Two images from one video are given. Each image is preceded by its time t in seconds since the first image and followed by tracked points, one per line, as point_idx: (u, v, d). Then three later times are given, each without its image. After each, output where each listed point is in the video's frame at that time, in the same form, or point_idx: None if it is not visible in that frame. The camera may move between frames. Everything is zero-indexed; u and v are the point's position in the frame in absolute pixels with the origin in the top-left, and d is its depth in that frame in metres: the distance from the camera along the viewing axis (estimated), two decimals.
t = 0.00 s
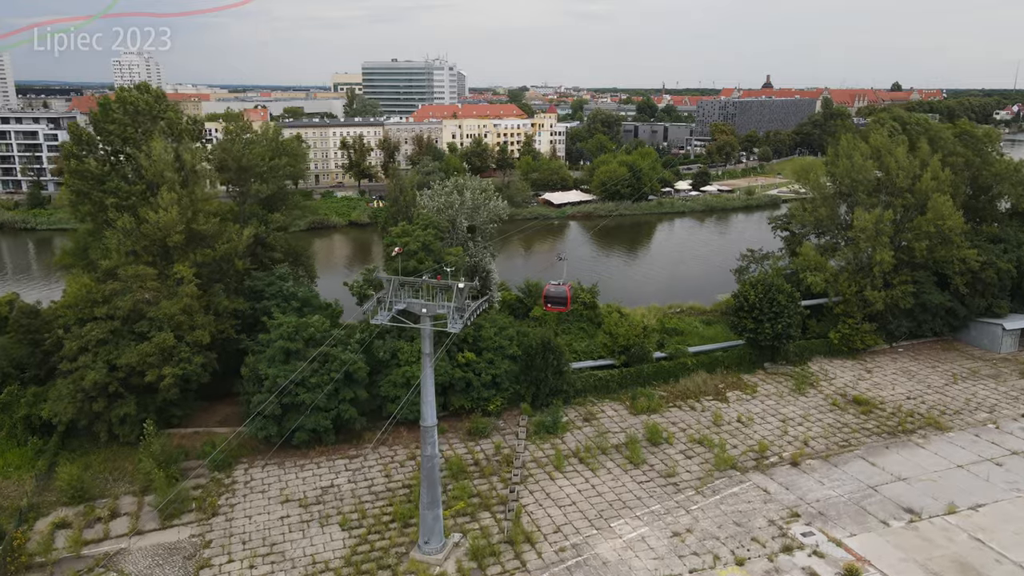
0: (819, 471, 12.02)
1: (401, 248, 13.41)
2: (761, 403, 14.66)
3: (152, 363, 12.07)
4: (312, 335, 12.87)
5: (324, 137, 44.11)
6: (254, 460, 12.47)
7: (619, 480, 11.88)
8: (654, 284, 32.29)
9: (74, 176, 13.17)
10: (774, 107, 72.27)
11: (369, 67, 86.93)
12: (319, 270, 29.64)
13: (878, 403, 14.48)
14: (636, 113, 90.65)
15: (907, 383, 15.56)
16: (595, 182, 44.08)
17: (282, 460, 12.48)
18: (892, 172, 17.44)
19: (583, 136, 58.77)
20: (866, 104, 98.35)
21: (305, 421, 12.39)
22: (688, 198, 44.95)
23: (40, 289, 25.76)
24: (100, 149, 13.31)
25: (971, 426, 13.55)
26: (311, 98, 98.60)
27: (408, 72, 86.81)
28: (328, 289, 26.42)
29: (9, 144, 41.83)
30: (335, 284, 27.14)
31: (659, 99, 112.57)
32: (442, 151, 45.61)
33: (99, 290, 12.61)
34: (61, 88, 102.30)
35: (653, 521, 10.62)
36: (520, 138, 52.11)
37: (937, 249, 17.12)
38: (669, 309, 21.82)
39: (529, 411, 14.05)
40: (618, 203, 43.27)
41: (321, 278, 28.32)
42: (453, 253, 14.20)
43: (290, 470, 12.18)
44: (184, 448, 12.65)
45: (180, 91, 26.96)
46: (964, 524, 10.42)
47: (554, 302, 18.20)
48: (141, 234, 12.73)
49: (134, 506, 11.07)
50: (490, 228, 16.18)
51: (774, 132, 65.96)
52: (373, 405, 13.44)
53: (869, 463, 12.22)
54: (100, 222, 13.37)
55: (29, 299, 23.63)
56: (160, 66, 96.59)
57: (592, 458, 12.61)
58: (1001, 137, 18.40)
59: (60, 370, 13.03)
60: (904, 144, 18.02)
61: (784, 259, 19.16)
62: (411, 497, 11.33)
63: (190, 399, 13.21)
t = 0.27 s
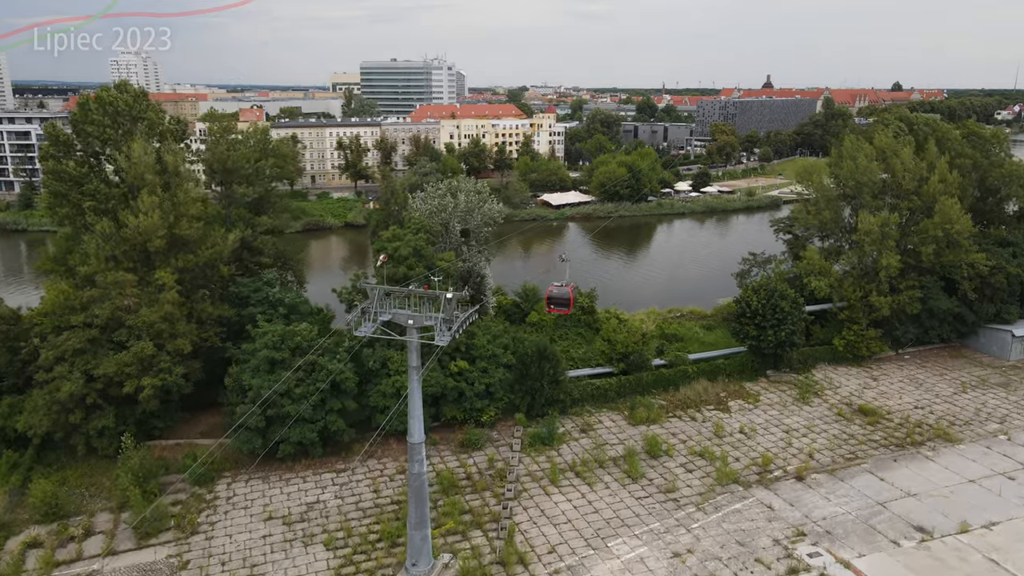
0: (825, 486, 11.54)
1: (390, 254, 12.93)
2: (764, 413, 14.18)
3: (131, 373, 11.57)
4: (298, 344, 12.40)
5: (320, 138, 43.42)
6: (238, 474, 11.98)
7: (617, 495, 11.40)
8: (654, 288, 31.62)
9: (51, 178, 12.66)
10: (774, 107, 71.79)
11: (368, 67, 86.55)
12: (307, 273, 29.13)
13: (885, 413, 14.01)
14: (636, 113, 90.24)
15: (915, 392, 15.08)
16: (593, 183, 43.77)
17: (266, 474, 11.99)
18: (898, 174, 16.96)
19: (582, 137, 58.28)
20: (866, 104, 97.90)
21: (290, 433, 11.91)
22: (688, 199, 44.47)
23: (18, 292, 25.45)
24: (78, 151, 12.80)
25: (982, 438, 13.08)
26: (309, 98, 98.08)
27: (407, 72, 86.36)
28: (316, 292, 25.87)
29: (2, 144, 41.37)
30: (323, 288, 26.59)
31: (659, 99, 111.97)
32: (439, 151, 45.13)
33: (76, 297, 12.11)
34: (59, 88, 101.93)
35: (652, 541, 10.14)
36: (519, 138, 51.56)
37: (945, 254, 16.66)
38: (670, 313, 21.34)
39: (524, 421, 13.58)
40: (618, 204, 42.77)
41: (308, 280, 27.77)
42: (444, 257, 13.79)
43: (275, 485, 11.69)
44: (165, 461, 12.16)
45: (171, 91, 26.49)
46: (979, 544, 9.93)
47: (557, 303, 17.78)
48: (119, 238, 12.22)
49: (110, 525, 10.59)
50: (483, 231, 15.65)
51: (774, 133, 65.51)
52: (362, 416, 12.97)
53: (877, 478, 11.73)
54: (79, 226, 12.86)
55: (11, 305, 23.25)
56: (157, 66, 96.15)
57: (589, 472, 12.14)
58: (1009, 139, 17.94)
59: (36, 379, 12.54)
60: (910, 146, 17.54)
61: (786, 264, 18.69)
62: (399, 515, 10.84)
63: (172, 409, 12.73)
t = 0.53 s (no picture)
0: (833, 504, 11.02)
1: (378, 260, 12.42)
2: (768, 425, 13.66)
3: (106, 386, 11.04)
4: (282, 354, 11.88)
5: (315, 138, 42.90)
6: (219, 491, 11.46)
7: (615, 514, 10.88)
8: (654, 292, 30.88)
9: (25, 182, 12.14)
10: (775, 107, 71.30)
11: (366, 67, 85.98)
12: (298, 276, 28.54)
13: (893, 425, 13.49)
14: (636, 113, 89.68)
15: (924, 402, 14.55)
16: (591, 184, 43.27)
17: (248, 491, 11.46)
18: (906, 176, 16.43)
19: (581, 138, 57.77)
20: (867, 104, 97.42)
21: (273, 448, 11.38)
22: (688, 200, 43.95)
23: None
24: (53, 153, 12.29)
25: (995, 452, 12.56)
26: (307, 98, 97.51)
27: (406, 72, 85.81)
28: (306, 298, 25.29)
29: None
30: (312, 292, 26.01)
31: (659, 99, 111.33)
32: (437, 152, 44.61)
33: (50, 306, 11.57)
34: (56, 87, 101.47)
35: (651, 565, 9.62)
36: (517, 139, 50.91)
37: (954, 258, 16.14)
38: (670, 319, 20.81)
39: (518, 434, 13.07)
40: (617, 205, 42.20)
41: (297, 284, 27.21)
42: (436, 264, 13.26)
43: (256, 503, 11.16)
44: (143, 476, 11.63)
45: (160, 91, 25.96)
46: (996, 569, 9.42)
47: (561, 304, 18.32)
48: (96, 244, 11.70)
49: (82, 546, 10.06)
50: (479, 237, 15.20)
51: (775, 133, 64.99)
52: (349, 429, 12.45)
53: (887, 495, 11.22)
54: (54, 231, 12.32)
55: None
56: (155, 66, 95.60)
57: (585, 488, 11.61)
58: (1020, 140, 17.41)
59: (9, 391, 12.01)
60: (918, 147, 17.02)
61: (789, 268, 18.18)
62: (386, 535, 10.31)
63: (152, 421, 12.21)
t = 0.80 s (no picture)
0: (841, 522, 10.53)
1: (367, 267, 11.93)
2: (772, 437, 13.17)
3: (80, 399, 10.54)
4: (266, 366, 11.37)
5: (312, 138, 42.44)
6: (199, 508, 10.96)
7: (612, 533, 10.39)
8: (654, 296, 30.22)
9: None
10: (775, 107, 70.78)
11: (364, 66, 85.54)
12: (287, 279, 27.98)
13: (902, 438, 13.00)
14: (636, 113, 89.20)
15: (933, 412, 14.06)
16: (590, 185, 42.55)
17: (230, 508, 10.97)
18: (914, 178, 15.93)
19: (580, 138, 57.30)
20: (868, 104, 96.91)
21: (256, 463, 10.89)
22: (689, 201, 43.43)
23: None
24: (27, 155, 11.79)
25: (1008, 466, 12.08)
26: (305, 98, 97.03)
27: (404, 71, 85.22)
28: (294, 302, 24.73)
29: None
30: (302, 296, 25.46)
31: (659, 99, 110.79)
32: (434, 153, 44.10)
33: (23, 315, 11.07)
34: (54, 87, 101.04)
35: None
36: (516, 139, 50.39)
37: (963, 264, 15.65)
38: (670, 325, 20.32)
39: (512, 447, 12.58)
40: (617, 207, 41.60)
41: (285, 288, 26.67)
42: (428, 270, 12.78)
43: (238, 521, 10.67)
44: (120, 492, 11.14)
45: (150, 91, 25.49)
46: None
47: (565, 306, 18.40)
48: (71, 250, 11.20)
49: (52, 569, 9.56)
50: (474, 241, 14.74)
51: (776, 133, 64.53)
52: (336, 442, 11.96)
53: (897, 513, 10.73)
54: (28, 236, 11.80)
55: None
56: (152, 66, 95.04)
57: (582, 505, 11.13)
58: None
59: None
60: (926, 149, 16.53)
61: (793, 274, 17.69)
62: (373, 557, 9.82)
63: (131, 434, 11.71)
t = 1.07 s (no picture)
0: (850, 543, 10.04)
1: (355, 274, 11.44)
2: (777, 450, 12.67)
3: (52, 414, 10.04)
4: (248, 378, 10.88)
5: (308, 139, 41.94)
6: (178, 527, 10.46)
7: (610, 555, 9.90)
8: (655, 300, 29.58)
9: None
10: (776, 107, 70.27)
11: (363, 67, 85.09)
12: (277, 283, 27.46)
13: (912, 451, 12.51)
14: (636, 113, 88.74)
15: (943, 423, 13.57)
16: (590, 187, 42.15)
17: (210, 527, 10.47)
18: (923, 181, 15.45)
19: (580, 139, 56.79)
20: (868, 104, 96.43)
21: (237, 480, 10.39)
22: (689, 203, 42.92)
23: None
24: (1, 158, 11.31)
25: None
26: (303, 98, 96.51)
27: (402, 71, 84.69)
28: (283, 307, 24.19)
29: None
30: (291, 301, 24.94)
31: (659, 99, 110.35)
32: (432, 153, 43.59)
33: None
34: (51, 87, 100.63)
35: None
36: (514, 139, 49.90)
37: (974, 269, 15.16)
38: (670, 330, 19.84)
39: (506, 461, 12.09)
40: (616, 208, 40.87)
41: (274, 292, 26.12)
42: (420, 276, 12.32)
43: (218, 542, 10.16)
44: (96, 510, 10.63)
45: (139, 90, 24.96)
46: None
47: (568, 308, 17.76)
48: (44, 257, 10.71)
49: None
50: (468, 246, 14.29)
51: (777, 133, 64.09)
52: (323, 457, 11.46)
53: (909, 533, 10.24)
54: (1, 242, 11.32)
55: None
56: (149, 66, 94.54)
57: (579, 523, 10.63)
58: None
59: None
60: (935, 151, 16.06)
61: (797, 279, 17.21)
62: None
63: (108, 449, 11.22)
